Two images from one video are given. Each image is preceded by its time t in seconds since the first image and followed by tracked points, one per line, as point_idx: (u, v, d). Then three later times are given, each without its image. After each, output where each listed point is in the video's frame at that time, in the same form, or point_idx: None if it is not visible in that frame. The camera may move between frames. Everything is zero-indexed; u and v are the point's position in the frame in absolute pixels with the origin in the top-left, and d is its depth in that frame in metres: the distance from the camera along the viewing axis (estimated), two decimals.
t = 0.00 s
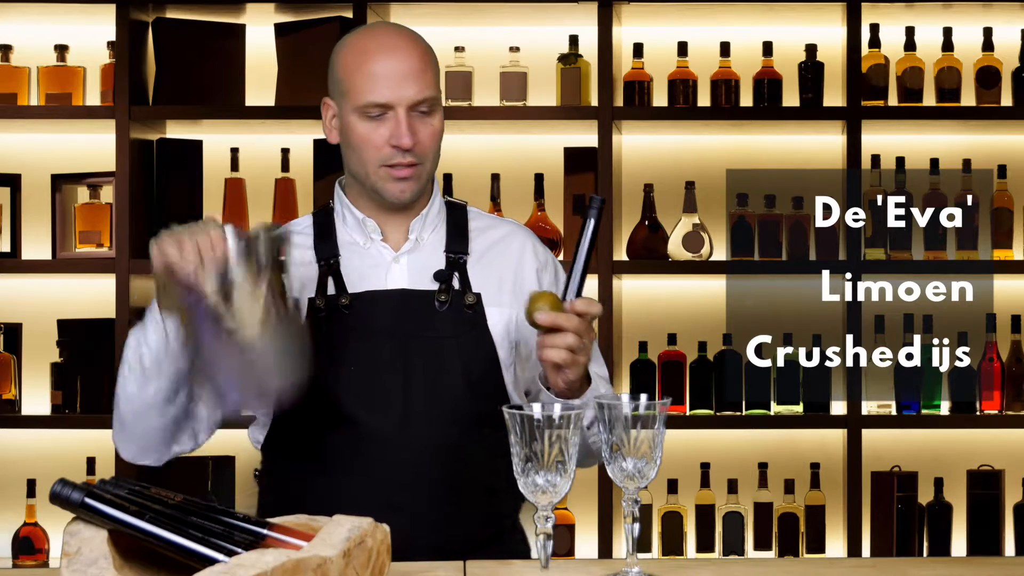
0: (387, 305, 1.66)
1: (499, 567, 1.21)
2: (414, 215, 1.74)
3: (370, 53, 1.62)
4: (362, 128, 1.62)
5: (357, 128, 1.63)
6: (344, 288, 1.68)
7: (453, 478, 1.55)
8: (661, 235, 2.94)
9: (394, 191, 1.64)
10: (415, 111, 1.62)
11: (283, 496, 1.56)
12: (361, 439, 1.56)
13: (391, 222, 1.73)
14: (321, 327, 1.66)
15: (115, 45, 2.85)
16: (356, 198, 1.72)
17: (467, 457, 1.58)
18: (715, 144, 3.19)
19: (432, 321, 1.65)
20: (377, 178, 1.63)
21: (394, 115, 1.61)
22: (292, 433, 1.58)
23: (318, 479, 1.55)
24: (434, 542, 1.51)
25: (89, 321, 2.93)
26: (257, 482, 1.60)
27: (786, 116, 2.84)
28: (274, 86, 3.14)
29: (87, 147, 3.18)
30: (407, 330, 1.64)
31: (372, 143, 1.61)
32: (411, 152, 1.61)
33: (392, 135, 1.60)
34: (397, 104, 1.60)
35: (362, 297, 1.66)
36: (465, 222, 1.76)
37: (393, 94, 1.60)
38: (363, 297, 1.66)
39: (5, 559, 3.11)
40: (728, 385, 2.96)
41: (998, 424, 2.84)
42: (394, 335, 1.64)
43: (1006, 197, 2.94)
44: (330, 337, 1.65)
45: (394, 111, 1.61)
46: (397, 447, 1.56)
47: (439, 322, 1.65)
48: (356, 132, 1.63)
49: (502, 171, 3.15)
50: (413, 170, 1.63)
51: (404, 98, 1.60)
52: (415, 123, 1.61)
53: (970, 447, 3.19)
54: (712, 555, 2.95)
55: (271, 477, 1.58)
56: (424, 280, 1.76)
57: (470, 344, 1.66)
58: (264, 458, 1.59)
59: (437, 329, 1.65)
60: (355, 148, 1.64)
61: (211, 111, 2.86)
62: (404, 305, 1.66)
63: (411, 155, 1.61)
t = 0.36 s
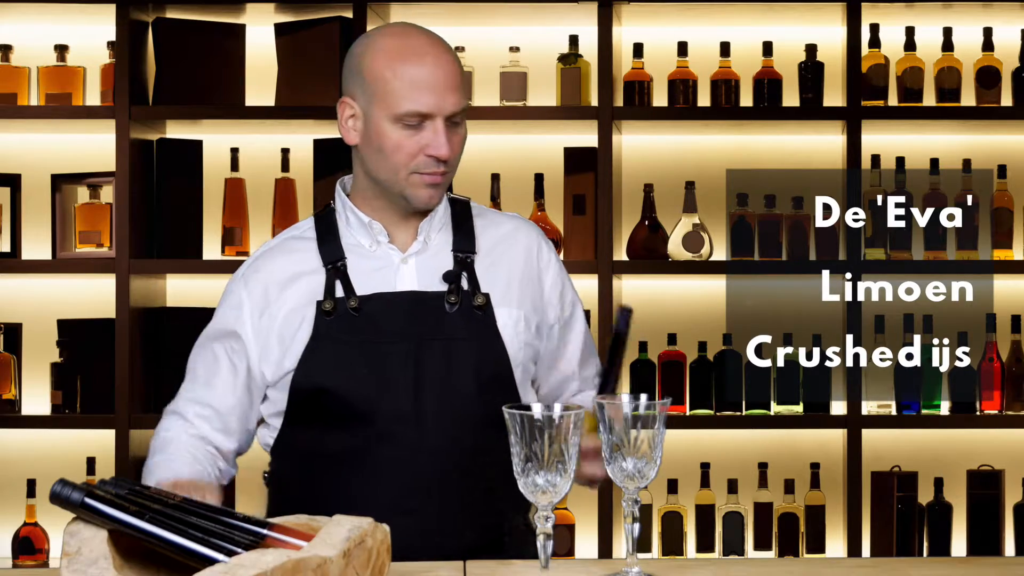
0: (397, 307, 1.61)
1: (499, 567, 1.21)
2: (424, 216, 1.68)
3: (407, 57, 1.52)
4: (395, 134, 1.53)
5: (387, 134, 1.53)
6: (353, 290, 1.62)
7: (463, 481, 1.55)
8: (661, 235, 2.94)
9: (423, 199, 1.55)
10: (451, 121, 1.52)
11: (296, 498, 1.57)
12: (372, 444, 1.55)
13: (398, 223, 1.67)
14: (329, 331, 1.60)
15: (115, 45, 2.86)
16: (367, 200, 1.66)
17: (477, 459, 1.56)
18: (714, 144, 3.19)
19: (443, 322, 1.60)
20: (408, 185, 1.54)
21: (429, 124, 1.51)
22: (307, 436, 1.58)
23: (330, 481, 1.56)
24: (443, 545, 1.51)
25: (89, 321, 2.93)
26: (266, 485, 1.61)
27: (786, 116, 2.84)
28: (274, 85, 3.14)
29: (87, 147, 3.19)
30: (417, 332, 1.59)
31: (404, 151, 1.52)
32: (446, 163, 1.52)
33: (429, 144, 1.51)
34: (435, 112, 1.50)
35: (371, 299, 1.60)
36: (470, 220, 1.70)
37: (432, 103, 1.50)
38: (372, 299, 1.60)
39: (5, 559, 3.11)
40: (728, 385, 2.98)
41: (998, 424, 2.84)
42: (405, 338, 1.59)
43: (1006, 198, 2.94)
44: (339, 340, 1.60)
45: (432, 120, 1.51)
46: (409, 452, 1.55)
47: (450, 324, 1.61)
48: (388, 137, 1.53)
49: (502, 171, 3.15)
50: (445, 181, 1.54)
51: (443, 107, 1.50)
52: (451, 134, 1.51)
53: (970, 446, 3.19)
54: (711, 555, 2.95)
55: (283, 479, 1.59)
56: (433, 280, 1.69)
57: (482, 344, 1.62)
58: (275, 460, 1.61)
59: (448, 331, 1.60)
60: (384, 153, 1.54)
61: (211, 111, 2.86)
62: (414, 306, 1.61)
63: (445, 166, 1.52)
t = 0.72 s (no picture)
0: (414, 310, 1.56)
1: (499, 567, 1.21)
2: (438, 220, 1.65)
3: (432, 62, 1.48)
4: (420, 140, 1.49)
5: (412, 140, 1.50)
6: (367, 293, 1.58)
7: (479, 486, 1.52)
8: (661, 235, 2.94)
9: (445, 206, 1.52)
10: (477, 128, 1.48)
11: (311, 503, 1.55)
12: (390, 448, 1.52)
13: (412, 227, 1.64)
14: (343, 336, 1.56)
15: (115, 45, 2.85)
16: (385, 204, 1.63)
17: (493, 462, 1.54)
18: (715, 144, 3.19)
19: (460, 325, 1.57)
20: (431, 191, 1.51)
21: (455, 131, 1.47)
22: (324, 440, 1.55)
23: (344, 484, 1.53)
24: (456, 548, 1.50)
25: (89, 321, 2.93)
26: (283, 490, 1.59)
27: (786, 116, 2.84)
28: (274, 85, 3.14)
29: (87, 147, 3.18)
30: (434, 335, 1.55)
31: (429, 158, 1.49)
32: (470, 171, 1.48)
33: (454, 152, 1.47)
34: (462, 119, 1.46)
35: (386, 302, 1.56)
36: (485, 220, 1.67)
37: (459, 110, 1.46)
38: (387, 302, 1.56)
39: (5, 559, 3.11)
40: (728, 385, 2.97)
41: (998, 424, 2.84)
42: (422, 341, 1.55)
43: (1006, 198, 2.94)
44: (354, 345, 1.55)
45: (457, 128, 1.47)
46: (427, 457, 1.51)
47: (466, 327, 1.57)
48: (412, 143, 1.50)
49: (502, 171, 3.15)
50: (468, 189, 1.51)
51: (469, 114, 1.46)
52: (476, 142, 1.48)
53: (970, 446, 3.19)
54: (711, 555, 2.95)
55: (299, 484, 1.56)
56: (447, 284, 1.65)
57: (499, 347, 1.58)
58: (289, 465, 1.58)
59: (465, 334, 1.56)
60: (408, 159, 1.51)
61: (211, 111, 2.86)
62: (431, 308, 1.57)
63: (470, 174, 1.48)
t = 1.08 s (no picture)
0: (457, 309, 1.56)
1: (499, 567, 1.21)
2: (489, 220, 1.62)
3: (491, 62, 1.44)
4: (475, 140, 1.47)
5: (466, 139, 1.47)
6: (410, 287, 1.59)
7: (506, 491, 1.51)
8: (662, 235, 2.93)
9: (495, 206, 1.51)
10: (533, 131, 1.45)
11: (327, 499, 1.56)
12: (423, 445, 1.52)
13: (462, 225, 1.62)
14: (383, 326, 1.56)
15: (115, 45, 2.85)
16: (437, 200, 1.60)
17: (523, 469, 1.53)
18: (714, 144, 3.19)
19: (500, 327, 1.56)
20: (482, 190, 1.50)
21: (511, 132, 1.45)
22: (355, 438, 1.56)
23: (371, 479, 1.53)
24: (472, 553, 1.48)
25: (89, 321, 2.94)
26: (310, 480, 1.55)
27: (786, 116, 2.84)
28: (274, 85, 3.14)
29: (87, 147, 3.18)
30: (475, 335, 1.56)
31: (483, 158, 1.47)
32: (523, 174, 1.46)
33: (508, 154, 1.45)
34: (518, 122, 1.43)
35: (429, 296, 1.56)
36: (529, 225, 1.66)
37: (516, 112, 1.42)
38: (430, 295, 1.57)
39: (5, 559, 3.11)
40: (728, 386, 2.97)
41: (998, 424, 2.84)
42: (462, 339, 1.55)
43: (1006, 198, 2.94)
44: (393, 338, 1.56)
45: (513, 129, 1.44)
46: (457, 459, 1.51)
47: (507, 331, 1.57)
48: (466, 142, 1.47)
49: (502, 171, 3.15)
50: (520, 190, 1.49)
51: (525, 118, 1.43)
52: (532, 144, 1.45)
53: (970, 446, 3.19)
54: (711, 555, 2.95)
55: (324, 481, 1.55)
56: (492, 284, 1.62)
57: (538, 353, 1.58)
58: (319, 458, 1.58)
59: (506, 338, 1.57)
60: (462, 158, 1.49)
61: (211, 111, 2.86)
62: (473, 309, 1.56)
63: (522, 176, 1.47)
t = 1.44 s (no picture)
0: (512, 308, 1.57)
1: (499, 567, 1.21)
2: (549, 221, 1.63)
3: (556, 62, 1.45)
4: (535, 139, 1.47)
5: (527, 138, 1.48)
6: (468, 280, 1.60)
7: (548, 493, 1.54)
8: (662, 235, 2.93)
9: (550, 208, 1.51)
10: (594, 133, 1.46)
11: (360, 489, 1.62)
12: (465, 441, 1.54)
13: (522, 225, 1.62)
14: (440, 319, 1.57)
15: (115, 45, 2.85)
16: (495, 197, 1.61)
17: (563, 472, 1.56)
18: (714, 144, 3.19)
19: (552, 332, 1.59)
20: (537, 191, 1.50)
21: (572, 134, 1.45)
22: (400, 436, 1.59)
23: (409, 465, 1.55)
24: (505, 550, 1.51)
25: (90, 321, 2.94)
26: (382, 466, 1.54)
27: (786, 116, 2.84)
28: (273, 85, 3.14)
29: (87, 147, 3.19)
30: (529, 337, 1.57)
31: (543, 158, 1.47)
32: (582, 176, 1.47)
33: (568, 155, 1.46)
34: (582, 124, 1.44)
35: (487, 292, 1.58)
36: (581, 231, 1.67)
37: (579, 114, 1.43)
38: (488, 292, 1.58)
39: (5, 559, 3.11)
40: (728, 384, 2.98)
41: (998, 424, 2.84)
42: (516, 341, 1.56)
43: (1006, 198, 2.94)
44: (448, 333, 1.57)
45: (575, 131, 1.45)
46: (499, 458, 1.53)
47: (559, 335, 1.59)
48: (526, 141, 1.48)
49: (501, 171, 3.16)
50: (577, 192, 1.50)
51: (587, 120, 1.44)
52: (593, 147, 1.46)
53: (970, 446, 3.19)
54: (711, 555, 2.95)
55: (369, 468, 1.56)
56: (545, 287, 1.63)
57: (588, 361, 1.61)
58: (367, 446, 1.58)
59: (558, 342, 1.59)
60: (522, 157, 1.49)
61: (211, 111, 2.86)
62: (528, 310, 1.58)
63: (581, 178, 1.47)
